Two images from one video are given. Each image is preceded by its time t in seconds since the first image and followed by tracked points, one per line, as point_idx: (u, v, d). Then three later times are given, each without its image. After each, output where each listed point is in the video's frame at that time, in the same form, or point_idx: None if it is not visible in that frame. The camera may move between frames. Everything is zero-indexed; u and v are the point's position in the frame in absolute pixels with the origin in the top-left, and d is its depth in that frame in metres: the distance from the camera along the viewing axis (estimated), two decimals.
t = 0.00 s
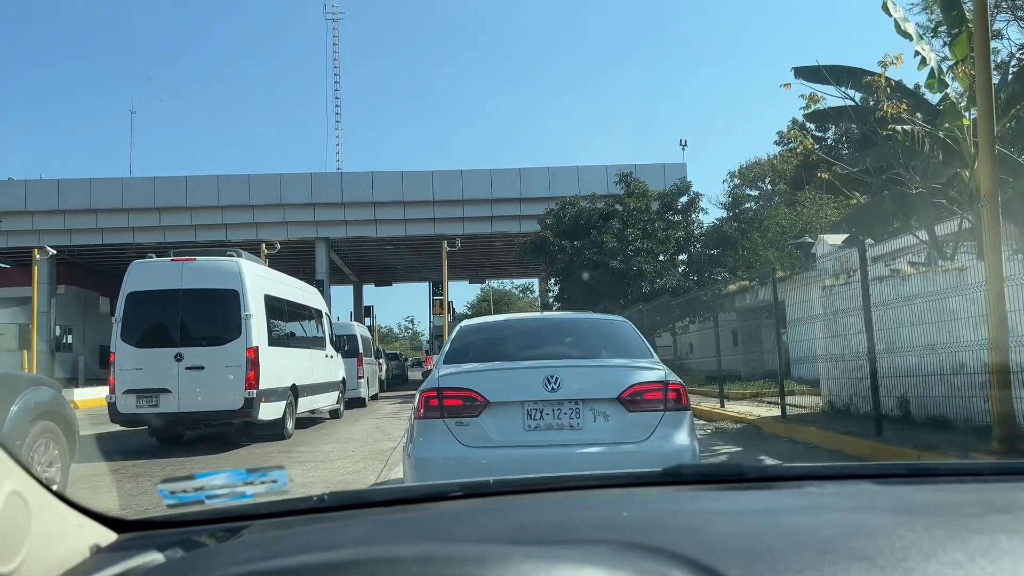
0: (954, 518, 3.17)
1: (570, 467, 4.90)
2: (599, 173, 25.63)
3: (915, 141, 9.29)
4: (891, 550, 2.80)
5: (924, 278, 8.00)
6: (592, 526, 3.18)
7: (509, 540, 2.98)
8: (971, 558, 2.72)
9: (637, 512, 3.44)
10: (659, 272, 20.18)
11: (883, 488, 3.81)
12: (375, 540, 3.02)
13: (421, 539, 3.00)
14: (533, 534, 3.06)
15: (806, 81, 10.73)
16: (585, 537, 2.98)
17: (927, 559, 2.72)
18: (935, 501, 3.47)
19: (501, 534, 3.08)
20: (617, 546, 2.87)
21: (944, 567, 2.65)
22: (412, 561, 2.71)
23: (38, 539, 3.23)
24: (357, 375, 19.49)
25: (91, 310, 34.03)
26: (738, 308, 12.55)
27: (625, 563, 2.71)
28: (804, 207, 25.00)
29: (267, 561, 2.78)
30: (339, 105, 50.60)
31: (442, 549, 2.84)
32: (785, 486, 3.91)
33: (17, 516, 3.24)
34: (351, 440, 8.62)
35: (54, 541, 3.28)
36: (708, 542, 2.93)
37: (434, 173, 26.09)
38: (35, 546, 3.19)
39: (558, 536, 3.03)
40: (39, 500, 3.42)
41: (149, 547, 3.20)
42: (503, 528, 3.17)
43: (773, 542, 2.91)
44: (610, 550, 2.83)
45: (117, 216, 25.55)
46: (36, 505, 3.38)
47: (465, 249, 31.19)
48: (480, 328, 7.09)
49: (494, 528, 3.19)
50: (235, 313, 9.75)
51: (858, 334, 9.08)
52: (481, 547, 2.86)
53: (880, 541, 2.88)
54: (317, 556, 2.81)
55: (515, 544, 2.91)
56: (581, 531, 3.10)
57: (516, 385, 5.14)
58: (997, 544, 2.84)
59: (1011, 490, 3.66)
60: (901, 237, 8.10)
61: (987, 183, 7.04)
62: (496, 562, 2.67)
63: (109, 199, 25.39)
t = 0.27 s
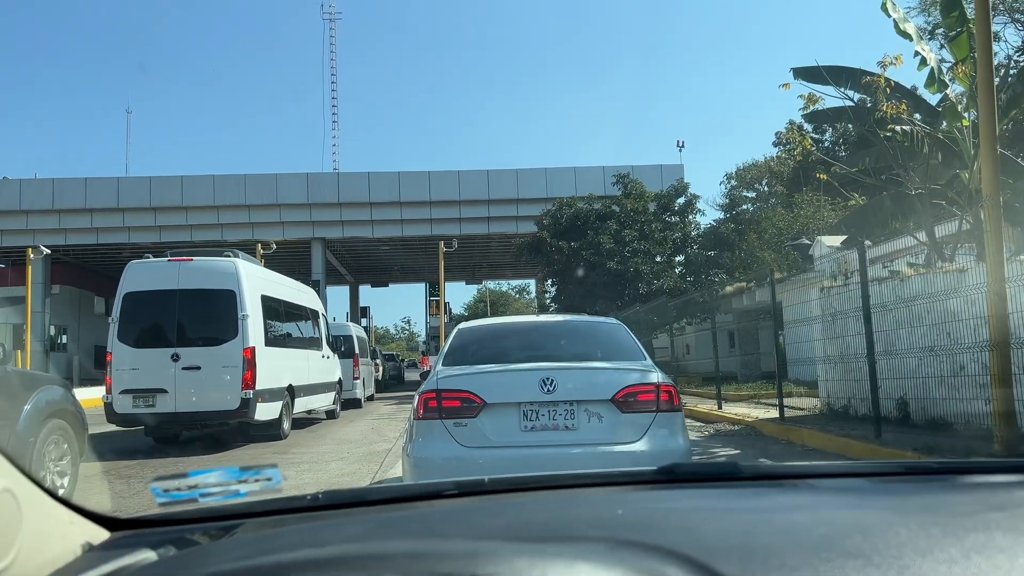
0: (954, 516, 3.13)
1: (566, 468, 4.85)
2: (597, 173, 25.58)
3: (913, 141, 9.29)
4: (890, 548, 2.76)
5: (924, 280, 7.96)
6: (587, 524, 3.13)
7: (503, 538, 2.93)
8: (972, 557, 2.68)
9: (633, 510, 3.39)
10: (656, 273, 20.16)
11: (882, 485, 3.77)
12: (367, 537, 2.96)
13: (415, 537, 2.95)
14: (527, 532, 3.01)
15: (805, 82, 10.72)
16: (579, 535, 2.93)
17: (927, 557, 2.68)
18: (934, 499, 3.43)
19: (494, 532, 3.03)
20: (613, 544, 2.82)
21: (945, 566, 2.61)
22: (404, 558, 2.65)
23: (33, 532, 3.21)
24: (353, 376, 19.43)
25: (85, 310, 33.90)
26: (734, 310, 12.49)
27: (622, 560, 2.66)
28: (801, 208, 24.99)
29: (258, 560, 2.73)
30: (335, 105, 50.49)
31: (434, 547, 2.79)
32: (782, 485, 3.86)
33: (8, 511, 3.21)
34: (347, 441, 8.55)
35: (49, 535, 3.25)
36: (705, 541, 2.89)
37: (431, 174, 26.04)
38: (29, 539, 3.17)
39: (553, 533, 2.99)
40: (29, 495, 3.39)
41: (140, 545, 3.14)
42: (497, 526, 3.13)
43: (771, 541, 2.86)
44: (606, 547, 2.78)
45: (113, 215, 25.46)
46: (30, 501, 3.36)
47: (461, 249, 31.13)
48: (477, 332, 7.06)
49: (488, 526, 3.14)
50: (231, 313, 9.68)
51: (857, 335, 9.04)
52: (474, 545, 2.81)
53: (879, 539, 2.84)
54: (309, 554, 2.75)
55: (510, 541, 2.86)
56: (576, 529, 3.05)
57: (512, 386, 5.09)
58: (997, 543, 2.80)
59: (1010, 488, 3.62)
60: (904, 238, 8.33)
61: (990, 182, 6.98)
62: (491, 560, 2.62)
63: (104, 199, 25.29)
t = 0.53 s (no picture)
0: (955, 513, 3.10)
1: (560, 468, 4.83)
2: (593, 175, 25.56)
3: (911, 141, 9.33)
4: (890, 545, 2.73)
5: (922, 282, 7.95)
6: (586, 522, 3.10)
7: (501, 534, 2.90)
8: (973, 554, 2.65)
9: (632, 508, 3.36)
10: (652, 274, 20.13)
11: (881, 483, 3.74)
12: (364, 535, 2.93)
13: (411, 535, 2.91)
14: (525, 530, 2.97)
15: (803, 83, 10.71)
16: (578, 533, 2.90)
17: (928, 554, 2.65)
18: (935, 496, 3.40)
19: (491, 529, 2.99)
20: (611, 542, 2.79)
21: (947, 563, 2.58)
22: (400, 555, 2.62)
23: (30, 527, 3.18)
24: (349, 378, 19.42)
25: (79, 311, 33.80)
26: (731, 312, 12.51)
27: (621, 559, 2.63)
28: (797, 211, 24.99)
29: (253, 557, 2.69)
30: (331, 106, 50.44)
31: (431, 544, 2.75)
32: (781, 483, 3.84)
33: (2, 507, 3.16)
34: (343, 442, 8.51)
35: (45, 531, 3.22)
36: (705, 539, 2.85)
37: (427, 175, 26.00)
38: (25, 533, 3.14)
39: (551, 530, 2.95)
40: (25, 495, 3.35)
41: (135, 544, 3.10)
42: (495, 524, 3.09)
43: (771, 538, 2.83)
44: (604, 545, 2.75)
45: (108, 215, 25.38)
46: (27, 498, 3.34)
47: (458, 250, 31.08)
48: (473, 333, 7.05)
49: (486, 524, 3.11)
50: (228, 314, 9.63)
51: (855, 337, 9.02)
52: (471, 542, 2.78)
53: (880, 537, 2.81)
54: (305, 551, 2.72)
55: (507, 538, 2.83)
56: (575, 527, 3.02)
57: (508, 386, 5.06)
58: (1000, 539, 2.77)
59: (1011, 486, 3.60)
60: (901, 239, 8.41)
61: (988, 184, 6.96)
62: (489, 557, 2.58)
63: (99, 199, 25.20)
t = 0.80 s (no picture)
0: (951, 513, 3.09)
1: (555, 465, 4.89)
2: (590, 176, 25.57)
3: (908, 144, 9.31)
4: (885, 546, 2.72)
5: (918, 284, 7.96)
6: (580, 521, 3.09)
7: (495, 534, 2.89)
8: (968, 554, 2.65)
9: (626, 508, 3.35)
10: (648, 276, 20.14)
11: (877, 483, 3.73)
12: (358, 533, 2.91)
13: (406, 534, 2.90)
14: (520, 529, 2.96)
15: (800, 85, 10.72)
16: (572, 533, 2.89)
17: (923, 554, 2.64)
18: (930, 496, 3.39)
19: (486, 529, 2.98)
20: (606, 542, 2.78)
21: (942, 562, 2.57)
22: (394, 556, 2.60)
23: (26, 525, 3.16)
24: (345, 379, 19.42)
25: (74, 311, 33.71)
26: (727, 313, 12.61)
27: (616, 559, 2.62)
28: (794, 213, 25.02)
29: (248, 556, 2.68)
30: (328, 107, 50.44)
31: (425, 544, 2.74)
32: (777, 483, 3.83)
33: None
34: (339, 443, 8.49)
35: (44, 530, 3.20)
36: (701, 539, 2.85)
37: (424, 176, 25.99)
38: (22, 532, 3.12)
39: (546, 530, 2.94)
40: (22, 497, 3.35)
41: (131, 543, 3.08)
42: (489, 523, 3.08)
43: (765, 538, 2.82)
44: (599, 545, 2.74)
45: (103, 216, 25.32)
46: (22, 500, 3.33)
47: (454, 252, 31.06)
48: (470, 334, 7.09)
49: (480, 524, 3.09)
50: (224, 315, 9.61)
51: (852, 339, 9.02)
52: (466, 542, 2.76)
53: (875, 537, 2.80)
54: (300, 551, 2.70)
55: (502, 538, 2.81)
56: (570, 526, 3.01)
57: (503, 385, 5.13)
58: (996, 540, 2.76)
59: (1006, 486, 3.59)
60: (894, 241, 8.37)
61: (986, 187, 6.95)
62: (483, 557, 2.57)
63: (94, 199, 25.14)
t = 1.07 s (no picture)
0: (943, 517, 3.08)
1: (548, 463, 5.18)
2: (588, 177, 25.56)
3: (906, 146, 9.51)
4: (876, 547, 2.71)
5: (916, 287, 7.95)
6: (573, 521, 3.08)
7: (485, 533, 2.87)
8: (959, 557, 2.64)
9: (620, 509, 3.35)
10: (646, 277, 20.14)
11: (870, 484, 3.73)
12: (351, 532, 2.89)
13: (399, 533, 2.88)
14: (512, 530, 2.95)
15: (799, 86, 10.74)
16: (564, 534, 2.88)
17: (915, 557, 2.64)
18: (923, 498, 3.39)
19: (480, 528, 2.97)
20: (598, 544, 2.77)
21: (934, 561, 2.57)
22: (386, 557, 2.60)
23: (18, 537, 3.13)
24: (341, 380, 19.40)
25: (70, 312, 33.60)
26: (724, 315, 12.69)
27: (608, 562, 2.61)
28: (791, 215, 25.02)
29: (239, 557, 2.66)
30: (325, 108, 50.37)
31: (416, 543, 2.73)
32: (770, 484, 3.82)
33: None
34: (335, 445, 8.46)
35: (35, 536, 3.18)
36: (691, 540, 2.84)
37: (421, 177, 25.95)
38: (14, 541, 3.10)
39: (538, 531, 2.93)
40: (17, 499, 3.35)
41: (126, 542, 3.05)
42: (482, 523, 3.07)
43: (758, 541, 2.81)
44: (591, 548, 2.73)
45: (99, 216, 25.25)
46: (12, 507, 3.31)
47: (452, 253, 31.02)
48: (466, 335, 7.14)
49: (474, 523, 3.08)
50: (220, 316, 9.57)
51: (849, 341, 9.02)
52: (458, 542, 2.75)
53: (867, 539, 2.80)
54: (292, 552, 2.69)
55: (494, 537, 2.81)
56: (562, 527, 3.00)
57: (501, 387, 5.37)
58: (987, 542, 2.76)
59: (998, 488, 3.60)
60: (895, 244, 8.26)
61: (985, 187, 6.93)
62: (476, 558, 2.55)
63: (90, 199, 25.07)
